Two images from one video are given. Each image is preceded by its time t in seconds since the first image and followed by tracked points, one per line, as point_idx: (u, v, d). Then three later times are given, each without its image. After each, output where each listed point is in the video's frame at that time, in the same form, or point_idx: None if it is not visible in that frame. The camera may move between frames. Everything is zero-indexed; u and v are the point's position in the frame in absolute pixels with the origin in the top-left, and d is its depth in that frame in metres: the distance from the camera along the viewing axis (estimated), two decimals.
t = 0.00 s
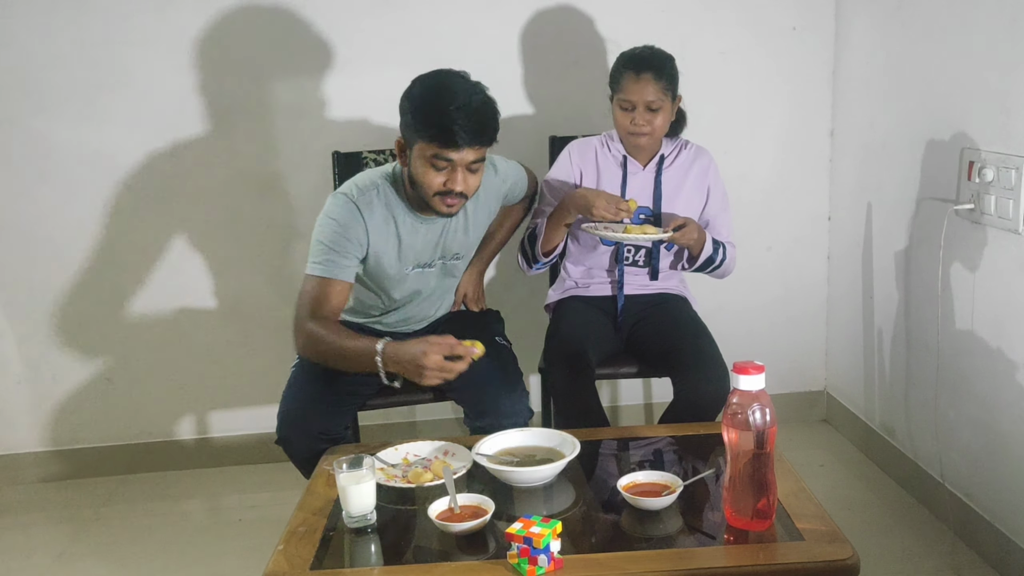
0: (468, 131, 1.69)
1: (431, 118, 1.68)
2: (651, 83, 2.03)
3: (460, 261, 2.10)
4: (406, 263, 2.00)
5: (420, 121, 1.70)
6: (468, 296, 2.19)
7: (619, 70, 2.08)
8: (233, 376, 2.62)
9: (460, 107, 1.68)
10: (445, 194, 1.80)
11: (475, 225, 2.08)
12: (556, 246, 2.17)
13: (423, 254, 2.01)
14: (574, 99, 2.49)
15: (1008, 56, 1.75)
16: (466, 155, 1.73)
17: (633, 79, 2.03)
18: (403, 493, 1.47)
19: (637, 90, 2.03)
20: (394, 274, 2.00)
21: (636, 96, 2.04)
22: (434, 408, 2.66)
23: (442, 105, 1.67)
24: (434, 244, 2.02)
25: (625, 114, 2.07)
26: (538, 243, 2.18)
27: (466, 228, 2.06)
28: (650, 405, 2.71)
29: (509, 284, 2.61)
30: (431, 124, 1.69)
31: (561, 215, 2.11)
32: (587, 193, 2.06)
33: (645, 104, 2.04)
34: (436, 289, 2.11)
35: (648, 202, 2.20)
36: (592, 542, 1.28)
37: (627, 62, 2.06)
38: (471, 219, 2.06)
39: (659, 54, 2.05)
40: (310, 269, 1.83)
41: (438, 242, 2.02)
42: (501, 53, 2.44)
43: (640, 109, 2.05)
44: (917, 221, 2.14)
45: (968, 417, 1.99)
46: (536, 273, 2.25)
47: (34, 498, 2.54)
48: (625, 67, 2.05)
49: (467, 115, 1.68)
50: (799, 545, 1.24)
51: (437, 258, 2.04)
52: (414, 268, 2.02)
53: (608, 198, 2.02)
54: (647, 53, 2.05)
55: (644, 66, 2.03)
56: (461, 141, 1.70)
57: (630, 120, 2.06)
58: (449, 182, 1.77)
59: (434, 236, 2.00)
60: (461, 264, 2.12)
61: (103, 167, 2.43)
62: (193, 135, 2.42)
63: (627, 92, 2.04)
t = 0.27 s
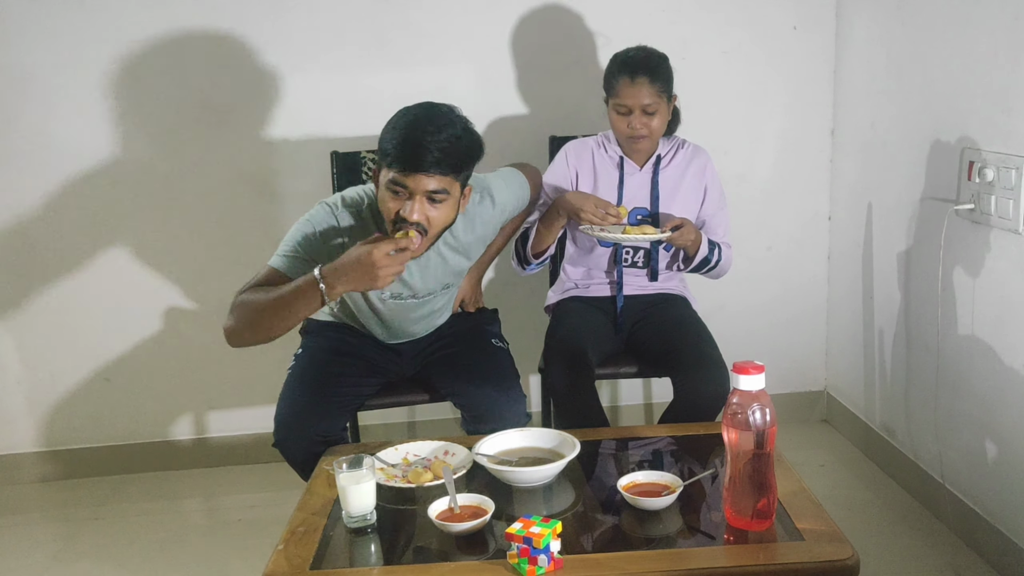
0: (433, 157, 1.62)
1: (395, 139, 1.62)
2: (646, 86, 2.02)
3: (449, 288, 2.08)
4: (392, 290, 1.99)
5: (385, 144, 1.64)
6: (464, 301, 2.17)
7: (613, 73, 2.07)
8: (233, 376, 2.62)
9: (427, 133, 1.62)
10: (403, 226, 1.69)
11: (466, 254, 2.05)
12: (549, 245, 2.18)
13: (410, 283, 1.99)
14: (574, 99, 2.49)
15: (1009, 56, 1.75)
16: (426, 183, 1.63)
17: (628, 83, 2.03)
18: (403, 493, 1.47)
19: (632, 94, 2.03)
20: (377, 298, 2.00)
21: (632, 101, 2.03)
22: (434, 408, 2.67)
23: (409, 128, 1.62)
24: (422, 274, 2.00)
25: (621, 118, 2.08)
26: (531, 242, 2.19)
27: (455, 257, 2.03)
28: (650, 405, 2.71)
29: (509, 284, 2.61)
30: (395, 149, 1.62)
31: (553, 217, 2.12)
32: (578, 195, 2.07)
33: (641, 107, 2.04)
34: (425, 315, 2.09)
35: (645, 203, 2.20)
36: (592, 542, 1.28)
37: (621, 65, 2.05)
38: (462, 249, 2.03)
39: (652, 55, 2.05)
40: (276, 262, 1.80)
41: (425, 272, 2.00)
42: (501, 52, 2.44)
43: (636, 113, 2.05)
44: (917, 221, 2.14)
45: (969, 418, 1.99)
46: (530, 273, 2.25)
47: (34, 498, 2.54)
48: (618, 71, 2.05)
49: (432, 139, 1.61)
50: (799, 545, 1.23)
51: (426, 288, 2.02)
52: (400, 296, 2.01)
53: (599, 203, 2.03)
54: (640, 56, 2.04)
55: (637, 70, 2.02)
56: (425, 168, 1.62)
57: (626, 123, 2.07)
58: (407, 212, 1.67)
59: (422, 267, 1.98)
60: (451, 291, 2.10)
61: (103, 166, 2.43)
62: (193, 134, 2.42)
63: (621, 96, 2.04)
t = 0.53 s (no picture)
0: (412, 179, 1.61)
1: (372, 164, 1.61)
2: (649, 84, 2.03)
3: (446, 293, 2.08)
4: (388, 298, 1.98)
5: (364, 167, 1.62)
6: (464, 301, 2.17)
7: (615, 73, 2.08)
8: (233, 376, 2.62)
9: (403, 157, 1.60)
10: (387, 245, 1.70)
11: (461, 259, 2.05)
12: (558, 230, 2.14)
13: (407, 290, 1.98)
14: (574, 99, 2.49)
15: (1009, 55, 1.75)
16: (406, 204, 1.64)
17: (631, 81, 2.03)
18: (403, 493, 1.47)
19: (635, 90, 2.03)
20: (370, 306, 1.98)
21: (634, 97, 2.04)
22: (435, 408, 2.67)
23: (386, 153, 1.60)
24: (419, 280, 1.99)
25: (623, 116, 2.07)
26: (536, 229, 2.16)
27: (451, 262, 2.04)
28: (650, 406, 2.71)
29: (509, 284, 2.61)
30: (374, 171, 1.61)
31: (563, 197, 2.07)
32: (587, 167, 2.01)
33: (643, 105, 2.05)
34: (420, 322, 2.08)
35: (647, 203, 2.20)
36: (592, 542, 1.28)
37: (623, 63, 2.06)
38: (457, 253, 2.03)
39: (655, 55, 2.06)
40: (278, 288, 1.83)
41: (421, 279, 1.99)
42: (501, 52, 2.44)
43: (638, 111, 2.05)
44: (918, 221, 2.14)
45: (969, 418, 1.99)
46: (536, 269, 2.23)
47: (34, 498, 2.54)
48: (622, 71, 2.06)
49: (408, 162, 1.60)
50: (799, 545, 1.24)
51: (423, 294, 2.02)
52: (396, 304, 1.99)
53: (614, 166, 1.96)
54: (643, 56, 2.05)
55: (640, 68, 2.03)
56: (405, 189, 1.61)
57: (628, 122, 2.07)
58: (388, 232, 1.68)
59: (418, 272, 1.98)
60: (448, 297, 2.10)
61: (103, 166, 2.43)
62: (193, 134, 2.42)
63: (624, 93, 2.04)
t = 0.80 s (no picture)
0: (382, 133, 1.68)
1: (343, 125, 1.68)
2: (655, 72, 2.04)
3: (433, 259, 2.08)
4: (372, 269, 2.02)
5: (336, 131, 1.70)
6: (459, 297, 2.21)
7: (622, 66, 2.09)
8: (232, 376, 2.62)
9: (374, 111, 1.68)
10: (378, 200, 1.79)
11: (440, 223, 2.06)
12: (565, 203, 2.10)
13: (388, 256, 2.01)
14: (574, 99, 2.49)
15: (1009, 55, 1.75)
16: (385, 157, 1.72)
17: (637, 69, 2.05)
18: (403, 493, 1.47)
19: (641, 76, 2.04)
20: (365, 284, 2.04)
21: (641, 83, 2.04)
22: (435, 408, 2.67)
23: (353, 112, 1.67)
24: (398, 245, 2.02)
25: (627, 104, 2.06)
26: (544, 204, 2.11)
27: (440, 232, 2.07)
28: (650, 405, 2.71)
29: (510, 284, 2.61)
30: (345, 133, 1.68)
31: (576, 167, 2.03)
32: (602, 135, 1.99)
33: (648, 92, 2.04)
34: (417, 292, 2.10)
35: (650, 204, 2.20)
36: (592, 542, 1.28)
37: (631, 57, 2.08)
38: (434, 214, 2.05)
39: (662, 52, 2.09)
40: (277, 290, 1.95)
41: (399, 244, 2.01)
42: (501, 52, 2.44)
43: (643, 99, 2.05)
44: (918, 221, 2.14)
45: (968, 418, 1.99)
46: (537, 251, 2.20)
47: (34, 498, 2.54)
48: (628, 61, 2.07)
49: (378, 117, 1.68)
50: (799, 545, 1.24)
51: (405, 259, 2.03)
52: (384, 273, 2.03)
53: (627, 131, 1.97)
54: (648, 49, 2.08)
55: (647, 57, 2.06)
56: (377, 144, 1.69)
57: (631, 109, 2.05)
58: (378, 188, 1.76)
59: (395, 237, 2.01)
60: (438, 263, 2.10)
61: (103, 166, 2.43)
62: (193, 134, 2.42)
63: (630, 79, 2.04)
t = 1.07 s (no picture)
0: (361, 103, 1.81)
1: (324, 99, 1.81)
2: (648, 77, 2.03)
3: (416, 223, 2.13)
4: (357, 235, 2.08)
5: (318, 105, 1.83)
6: (454, 293, 2.19)
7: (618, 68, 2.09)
8: (232, 376, 2.62)
9: (353, 86, 1.80)
10: (362, 166, 1.92)
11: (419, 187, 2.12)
12: (558, 202, 2.11)
13: (369, 220, 2.08)
14: (574, 99, 2.49)
15: (1009, 55, 1.75)
16: (366, 127, 1.85)
17: (631, 73, 2.04)
18: (403, 493, 1.47)
19: (633, 82, 2.03)
20: (355, 253, 2.10)
21: (634, 89, 2.03)
22: (435, 408, 2.67)
23: (333, 86, 1.80)
24: (377, 208, 2.09)
25: (620, 107, 2.06)
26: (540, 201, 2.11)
27: (422, 196, 2.13)
28: (650, 405, 2.71)
29: (510, 284, 2.61)
30: (328, 105, 1.81)
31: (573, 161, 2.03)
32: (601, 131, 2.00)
33: (641, 97, 2.04)
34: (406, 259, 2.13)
35: (649, 204, 2.20)
36: (592, 542, 1.28)
37: (627, 60, 2.07)
38: (413, 178, 2.12)
39: (657, 54, 2.07)
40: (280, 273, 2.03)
41: (378, 207, 2.09)
42: (501, 52, 2.44)
43: (635, 104, 2.04)
44: (917, 221, 2.14)
45: (968, 418, 1.99)
46: (531, 247, 2.20)
47: (34, 498, 2.54)
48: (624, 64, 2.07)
49: (358, 90, 1.80)
50: (799, 545, 1.24)
51: (385, 222, 2.09)
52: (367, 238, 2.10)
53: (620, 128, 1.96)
54: (645, 53, 2.06)
55: (640, 62, 2.04)
56: (358, 115, 1.82)
57: (624, 113, 2.06)
58: (361, 155, 1.89)
59: (374, 201, 2.08)
60: (422, 228, 2.14)
61: (103, 167, 2.43)
62: (193, 135, 2.42)
63: (623, 85, 2.04)
